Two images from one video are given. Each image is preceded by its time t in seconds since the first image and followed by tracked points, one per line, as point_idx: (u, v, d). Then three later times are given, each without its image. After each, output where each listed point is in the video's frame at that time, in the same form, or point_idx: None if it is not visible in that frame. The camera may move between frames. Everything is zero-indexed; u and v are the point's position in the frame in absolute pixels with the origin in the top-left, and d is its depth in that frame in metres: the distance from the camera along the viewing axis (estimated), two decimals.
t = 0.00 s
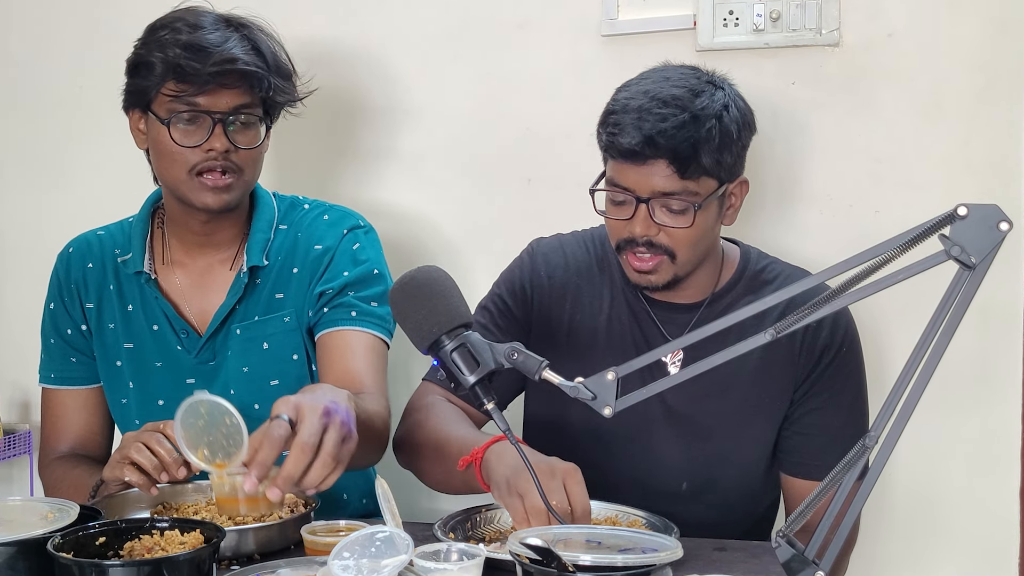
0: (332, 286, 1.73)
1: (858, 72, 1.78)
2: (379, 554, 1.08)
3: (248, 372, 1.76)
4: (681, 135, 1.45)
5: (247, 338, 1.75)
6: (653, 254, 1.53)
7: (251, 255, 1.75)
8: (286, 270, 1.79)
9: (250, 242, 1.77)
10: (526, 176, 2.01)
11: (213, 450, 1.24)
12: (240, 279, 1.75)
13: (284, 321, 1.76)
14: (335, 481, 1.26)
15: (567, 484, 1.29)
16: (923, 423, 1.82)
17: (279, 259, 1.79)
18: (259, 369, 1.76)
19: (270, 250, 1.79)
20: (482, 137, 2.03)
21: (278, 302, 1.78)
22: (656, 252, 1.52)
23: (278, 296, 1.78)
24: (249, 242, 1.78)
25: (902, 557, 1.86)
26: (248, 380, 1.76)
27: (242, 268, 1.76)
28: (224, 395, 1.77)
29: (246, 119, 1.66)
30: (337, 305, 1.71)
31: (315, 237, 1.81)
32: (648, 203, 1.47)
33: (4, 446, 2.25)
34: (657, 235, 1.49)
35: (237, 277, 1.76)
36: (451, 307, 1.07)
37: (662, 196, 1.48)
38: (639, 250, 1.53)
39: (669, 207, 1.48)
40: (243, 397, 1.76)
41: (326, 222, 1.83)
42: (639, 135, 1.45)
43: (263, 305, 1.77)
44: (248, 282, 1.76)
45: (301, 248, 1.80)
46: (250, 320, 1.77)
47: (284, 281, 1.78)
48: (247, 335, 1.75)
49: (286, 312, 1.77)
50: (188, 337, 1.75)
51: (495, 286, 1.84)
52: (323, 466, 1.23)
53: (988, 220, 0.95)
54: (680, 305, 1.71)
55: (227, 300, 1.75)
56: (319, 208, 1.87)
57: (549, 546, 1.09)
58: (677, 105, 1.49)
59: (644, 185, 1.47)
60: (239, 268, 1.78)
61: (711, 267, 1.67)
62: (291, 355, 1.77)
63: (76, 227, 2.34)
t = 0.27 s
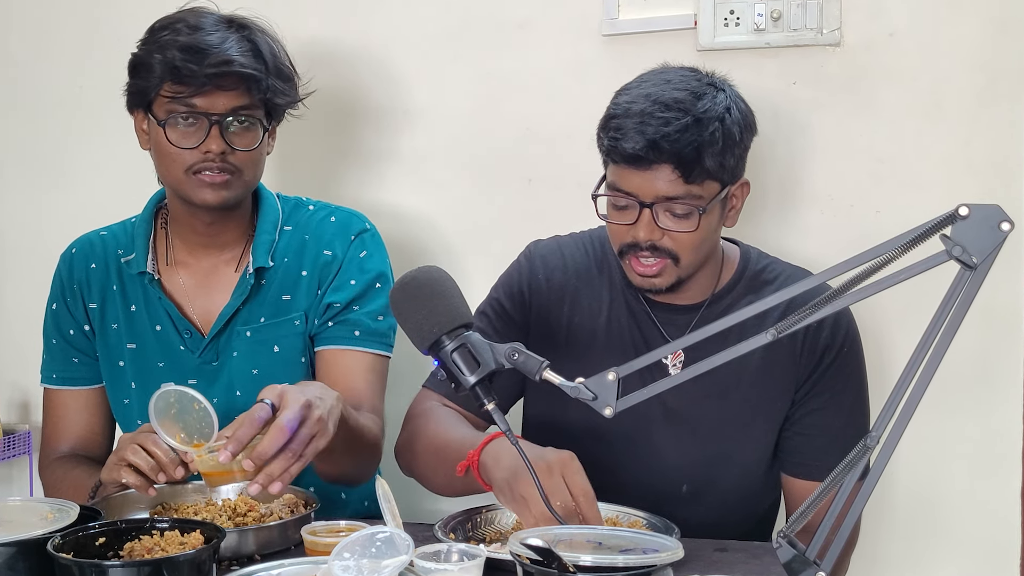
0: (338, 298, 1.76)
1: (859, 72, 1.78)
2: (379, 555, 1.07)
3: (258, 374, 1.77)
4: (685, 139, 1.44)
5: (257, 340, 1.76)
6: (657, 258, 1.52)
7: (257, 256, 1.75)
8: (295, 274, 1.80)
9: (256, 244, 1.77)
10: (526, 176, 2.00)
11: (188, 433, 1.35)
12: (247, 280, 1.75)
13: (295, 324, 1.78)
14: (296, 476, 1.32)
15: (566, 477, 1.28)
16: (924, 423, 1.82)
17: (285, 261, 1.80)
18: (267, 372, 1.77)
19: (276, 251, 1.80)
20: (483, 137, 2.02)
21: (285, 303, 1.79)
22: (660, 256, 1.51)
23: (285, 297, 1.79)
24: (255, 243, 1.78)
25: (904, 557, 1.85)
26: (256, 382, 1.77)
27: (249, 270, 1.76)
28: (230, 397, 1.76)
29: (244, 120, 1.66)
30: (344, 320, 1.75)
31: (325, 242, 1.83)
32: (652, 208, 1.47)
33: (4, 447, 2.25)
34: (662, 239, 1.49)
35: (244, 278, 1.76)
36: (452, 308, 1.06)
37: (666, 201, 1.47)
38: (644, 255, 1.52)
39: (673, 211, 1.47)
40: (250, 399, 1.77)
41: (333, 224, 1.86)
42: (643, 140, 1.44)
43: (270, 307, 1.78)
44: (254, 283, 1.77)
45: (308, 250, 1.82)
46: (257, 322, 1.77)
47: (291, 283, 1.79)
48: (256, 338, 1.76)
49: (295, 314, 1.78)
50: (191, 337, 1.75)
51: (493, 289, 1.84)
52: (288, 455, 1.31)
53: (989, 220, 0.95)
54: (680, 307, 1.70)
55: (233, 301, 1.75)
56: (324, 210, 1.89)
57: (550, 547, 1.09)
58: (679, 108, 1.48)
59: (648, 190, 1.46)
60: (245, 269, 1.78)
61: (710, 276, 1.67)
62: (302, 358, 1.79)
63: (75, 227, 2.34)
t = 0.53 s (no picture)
0: (353, 307, 1.79)
1: (861, 72, 1.77)
2: (380, 556, 1.07)
3: (270, 376, 1.78)
4: (688, 145, 1.44)
5: (269, 344, 1.77)
6: (659, 264, 1.51)
7: (265, 258, 1.76)
8: (307, 278, 1.81)
9: (264, 245, 1.78)
10: (527, 176, 2.00)
11: (169, 418, 1.44)
12: (256, 282, 1.76)
13: (308, 329, 1.79)
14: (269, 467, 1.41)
15: (564, 481, 1.29)
16: (926, 424, 1.81)
17: (295, 265, 1.81)
18: (278, 375, 1.78)
19: (285, 254, 1.81)
20: (483, 137, 2.02)
21: (296, 306, 1.80)
22: (661, 263, 1.50)
23: (296, 301, 1.80)
24: (263, 245, 1.79)
25: (905, 558, 1.85)
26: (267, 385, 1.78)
27: (258, 272, 1.77)
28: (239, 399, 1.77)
29: (240, 127, 1.65)
30: (359, 333, 1.79)
31: (336, 248, 1.84)
32: (653, 214, 1.45)
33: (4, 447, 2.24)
34: (664, 246, 1.48)
35: (252, 280, 1.76)
36: (453, 308, 1.06)
37: (667, 207, 1.46)
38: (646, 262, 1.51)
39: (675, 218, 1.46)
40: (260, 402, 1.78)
41: (344, 228, 1.86)
42: (645, 146, 1.43)
43: (280, 310, 1.79)
44: (263, 286, 1.77)
45: (319, 254, 1.83)
46: (267, 325, 1.78)
47: (301, 287, 1.80)
48: (269, 342, 1.77)
49: (308, 319, 1.80)
50: (197, 337, 1.75)
51: (488, 292, 1.84)
52: (264, 446, 1.40)
53: (990, 221, 0.95)
54: (679, 308, 1.69)
55: (242, 302, 1.75)
56: (333, 212, 1.89)
57: (551, 547, 1.09)
58: (681, 113, 1.48)
59: (650, 196, 1.45)
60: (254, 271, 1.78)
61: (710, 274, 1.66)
62: (314, 363, 1.80)
63: (75, 227, 2.34)
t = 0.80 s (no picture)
0: (365, 312, 1.79)
1: (862, 72, 1.77)
2: (381, 557, 1.07)
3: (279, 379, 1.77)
4: (688, 151, 1.43)
5: (279, 347, 1.77)
6: (659, 272, 1.51)
7: (275, 260, 1.76)
8: (318, 281, 1.81)
9: (275, 248, 1.77)
10: (528, 176, 2.00)
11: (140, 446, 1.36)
12: (267, 286, 1.75)
13: (318, 333, 1.79)
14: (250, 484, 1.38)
15: (568, 484, 1.29)
16: (927, 425, 1.81)
17: (305, 267, 1.80)
18: (288, 379, 1.77)
19: (295, 256, 1.80)
20: (484, 137, 2.02)
21: (306, 310, 1.79)
22: (661, 270, 1.50)
23: (306, 304, 1.79)
24: (273, 247, 1.78)
25: (906, 559, 1.85)
26: (277, 388, 1.78)
27: (268, 275, 1.76)
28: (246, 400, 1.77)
29: (244, 135, 1.64)
30: (371, 339, 1.79)
31: (345, 251, 1.84)
32: (653, 221, 1.45)
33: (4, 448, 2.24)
34: (663, 252, 1.48)
35: (263, 283, 1.76)
36: (453, 308, 1.06)
37: (667, 214, 1.45)
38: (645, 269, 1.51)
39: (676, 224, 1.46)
40: (268, 404, 1.78)
41: (354, 231, 1.86)
42: (645, 153, 1.42)
43: (290, 312, 1.78)
44: (273, 288, 1.77)
45: (329, 257, 1.82)
46: (277, 328, 1.77)
47: (311, 290, 1.80)
48: (279, 345, 1.77)
49: (318, 323, 1.79)
50: (204, 338, 1.75)
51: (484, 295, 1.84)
52: (244, 462, 1.37)
53: (991, 221, 0.94)
54: (678, 311, 1.69)
55: (251, 305, 1.74)
56: (343, 215, 1.88)
57: (552, 548, 1.09)
58: (682, 118, 1.47)
59: (649, 203, 1.44)
60: (264, 273, 1.77)
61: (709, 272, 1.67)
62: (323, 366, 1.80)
63: (75, 228, 2.34)
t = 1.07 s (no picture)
0: (369, 312, 1.78)
1: (863, 71, 1.77)
2: (381, 557, 1.07)
3: (281, 379, 1.77)
4: (685, 160, 1.44)
5: (282, 346, 1.77)
6: (654, 280, 1.51)
7: (278, 260, 1.76)
8: (321, 281, 1.80)
9: (278, 248, 1.77)
10: (528, 176, 2.00)
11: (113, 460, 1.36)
12: (269, 285, 1.75)
13: (321, 333, 1.79)
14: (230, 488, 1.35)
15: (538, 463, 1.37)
16: (928, 425, 1.81)
17: (309, 267, 1.80)
18: (291, 379, 1.77)
19: (298, 255, 1.80)
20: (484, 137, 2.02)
21: (309, 309, 1.79)
22: (657, 278, 1.50)
23: (310, 304, 1.79)
24: (277, 247, 1.78)
25: (907, 560, 1.84)
26: (281, 388, 1.77)
27: (270, 274, 1.76)
28: (249, 398, 1.77)
29: (249, 136, 1.64)
30: (373, 339, 1.78)
31: (348, 251, 1.83)
32: (649, 230, 1.44)
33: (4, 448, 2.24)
34: (659, 261, 1.47)
35: (266, 282, 1.76)
36: (454, 308, 1.06)
37: (663, 223, 1.44)
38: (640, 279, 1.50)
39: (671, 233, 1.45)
40: (271, 403, 1.77)
41: (358, 231, 1.85)
42: (640, 163, 1.43)
43: (294, 312, 1.78)
44: (275, 288, 1.77)
45: (332, 257, 1.82)
46: (280, 327, 1.77)
47: (314, 290, 1.80)
48: (282, 344, 1.77)
49: (322, 323, 1.79)
50: (209, 337, 1.75)
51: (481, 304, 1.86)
52: (223, 467, 1.34)
53: (993, 221, 0.94)
54: (674, 317, 1.68)
55: (254, 304, 1.75)
56: (348, 214, 1.87)
57: (552, 548, 1.09)
58: (679, 125, 1.46)
59: (646, 212, 1.44)
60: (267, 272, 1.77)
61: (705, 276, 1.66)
62: (325, 366, 1.79)
63: (75, 228, 2.34)
